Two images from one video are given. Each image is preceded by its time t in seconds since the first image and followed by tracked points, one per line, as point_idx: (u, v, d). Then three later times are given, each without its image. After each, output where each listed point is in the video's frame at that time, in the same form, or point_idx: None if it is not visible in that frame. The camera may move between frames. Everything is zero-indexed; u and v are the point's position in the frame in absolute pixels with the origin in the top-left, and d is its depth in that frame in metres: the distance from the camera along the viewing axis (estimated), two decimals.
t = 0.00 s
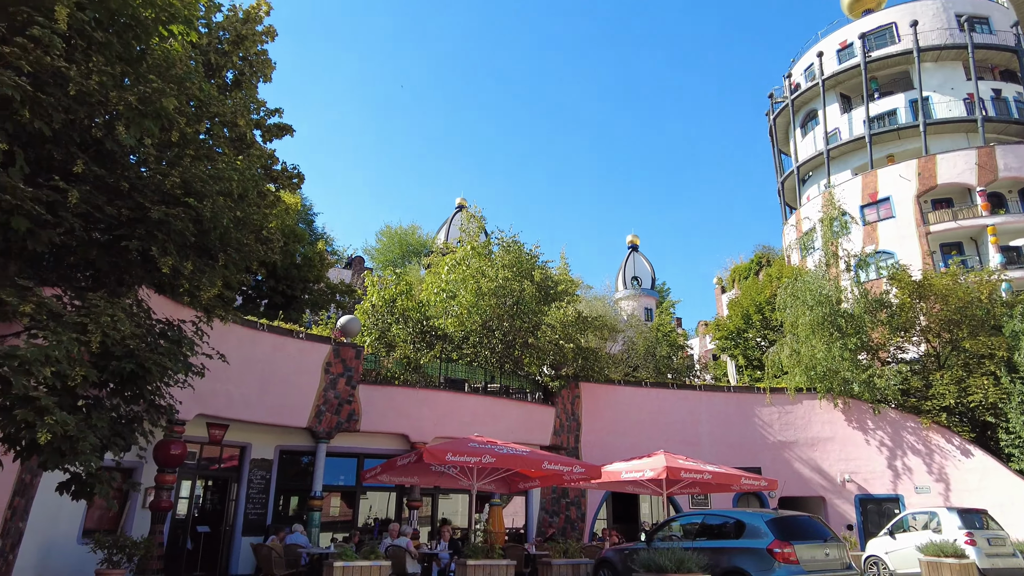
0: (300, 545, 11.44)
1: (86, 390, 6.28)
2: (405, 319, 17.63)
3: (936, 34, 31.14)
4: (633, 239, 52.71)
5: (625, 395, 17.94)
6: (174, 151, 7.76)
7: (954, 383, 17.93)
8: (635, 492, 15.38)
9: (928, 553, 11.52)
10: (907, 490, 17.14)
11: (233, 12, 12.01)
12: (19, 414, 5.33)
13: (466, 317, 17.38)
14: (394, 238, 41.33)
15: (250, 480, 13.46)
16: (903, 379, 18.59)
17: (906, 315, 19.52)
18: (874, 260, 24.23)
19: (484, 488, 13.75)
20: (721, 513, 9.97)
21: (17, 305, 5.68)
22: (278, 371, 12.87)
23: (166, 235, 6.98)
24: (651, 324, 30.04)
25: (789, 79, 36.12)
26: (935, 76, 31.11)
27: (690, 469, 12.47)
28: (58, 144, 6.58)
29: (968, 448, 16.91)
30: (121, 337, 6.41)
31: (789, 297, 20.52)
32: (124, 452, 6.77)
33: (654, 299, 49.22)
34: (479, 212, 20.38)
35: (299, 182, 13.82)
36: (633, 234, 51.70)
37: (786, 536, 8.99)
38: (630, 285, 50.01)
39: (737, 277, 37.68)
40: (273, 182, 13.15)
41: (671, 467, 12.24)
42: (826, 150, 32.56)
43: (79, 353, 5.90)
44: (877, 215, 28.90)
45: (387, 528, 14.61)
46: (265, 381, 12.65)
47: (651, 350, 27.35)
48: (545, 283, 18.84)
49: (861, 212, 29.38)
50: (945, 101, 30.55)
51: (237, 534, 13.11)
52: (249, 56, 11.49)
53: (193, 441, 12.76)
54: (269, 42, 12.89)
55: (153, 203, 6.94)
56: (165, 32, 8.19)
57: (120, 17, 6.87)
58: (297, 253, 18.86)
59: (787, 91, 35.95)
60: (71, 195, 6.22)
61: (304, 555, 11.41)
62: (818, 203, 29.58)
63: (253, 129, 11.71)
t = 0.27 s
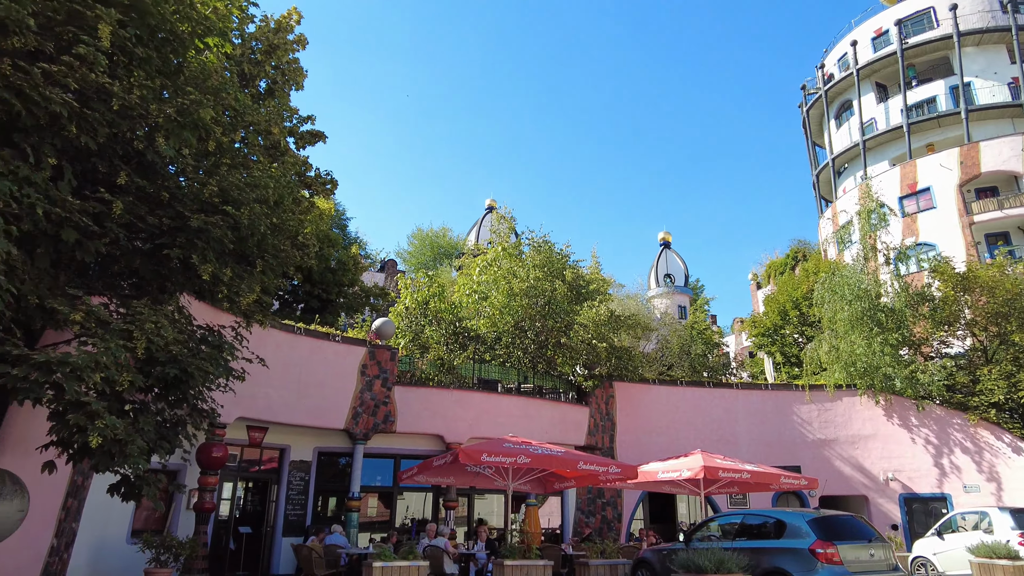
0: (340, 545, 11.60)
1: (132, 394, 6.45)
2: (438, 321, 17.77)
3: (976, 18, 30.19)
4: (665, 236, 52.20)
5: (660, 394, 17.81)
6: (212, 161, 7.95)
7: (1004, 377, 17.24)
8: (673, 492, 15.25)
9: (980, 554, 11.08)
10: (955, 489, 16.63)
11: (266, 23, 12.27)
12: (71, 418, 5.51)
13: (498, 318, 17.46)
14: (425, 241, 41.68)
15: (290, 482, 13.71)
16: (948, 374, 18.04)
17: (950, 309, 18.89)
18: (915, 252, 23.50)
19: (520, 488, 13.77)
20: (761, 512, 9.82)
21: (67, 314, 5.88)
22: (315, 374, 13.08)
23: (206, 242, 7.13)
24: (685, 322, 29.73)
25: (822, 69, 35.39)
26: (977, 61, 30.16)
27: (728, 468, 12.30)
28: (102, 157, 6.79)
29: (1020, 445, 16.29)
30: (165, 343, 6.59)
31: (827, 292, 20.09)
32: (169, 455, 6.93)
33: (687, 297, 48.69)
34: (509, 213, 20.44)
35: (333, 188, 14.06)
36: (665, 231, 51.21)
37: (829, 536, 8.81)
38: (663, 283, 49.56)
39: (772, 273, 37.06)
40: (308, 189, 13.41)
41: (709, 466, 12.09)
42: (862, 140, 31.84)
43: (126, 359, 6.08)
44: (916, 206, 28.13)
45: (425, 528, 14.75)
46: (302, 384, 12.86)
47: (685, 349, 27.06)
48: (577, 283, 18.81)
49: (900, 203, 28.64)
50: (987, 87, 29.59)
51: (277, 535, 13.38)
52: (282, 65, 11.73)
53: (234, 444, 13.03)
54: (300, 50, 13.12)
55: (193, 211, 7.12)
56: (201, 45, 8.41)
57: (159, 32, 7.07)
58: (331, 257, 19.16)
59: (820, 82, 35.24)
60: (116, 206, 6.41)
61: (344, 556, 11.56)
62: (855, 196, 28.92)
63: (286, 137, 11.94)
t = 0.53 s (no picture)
0: (376, 546, 11.71)
1: (175, 398, 6.61)
2: (469, 322, 17.85)
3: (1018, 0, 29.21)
4: (697, 233, 51.60)
5: (695, 392, 17.63)
6: (247, 169, 8.12)
7: None
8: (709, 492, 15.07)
9: None
10: (1005, 488, 16.11)
11: (296, 31, 12.48)
12: (119, 422, 5.67)
13: (529, 318, 17.47)
14: (455, 243, 41.92)
15: (327, 483, 13.92)
16: (995, 370, 17.40)
17: (995, 302, 18.34)
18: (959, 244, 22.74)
19: (554, 489, 13.76)
20: (800, 512, 9.65)
21: (112, 321, 6.07)
22: (350, 376, 13.25)
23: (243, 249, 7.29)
24: (718, 320, 29.37)
25: (856, 58, 34.62)
26: (1019, 45, 29.17)
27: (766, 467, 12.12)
28: (143, 168, 6.97)
29: None
30: (206, 348, 6.75)
31: (865, 286, 19.57)
32: (210, 457, 7.08)
33: (721, 294, 48.07)
34: (538, 213, 20.46)
35: (364, 193, 14.25)
36: (696, 227, 50.62)
37: (873, 536, 8.61)
38: (695, 280, 49.01)
39: (807, 268, 36.38)
40: (340, 194, 13.60)
41: (746, 465, 11.92)
42: (899, 130, 31.06)
43: (168, 364, 6.23)
44: (958, 196, 27.36)
45: (460, 529, 14.84)
46: (338, 386, 13.04)
47: (719, 347, 26.71)
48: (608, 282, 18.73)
49: (940, 194, 27.87)
50: None
51: (316, 536, 13.59)
52: (312, 72, 11.91)
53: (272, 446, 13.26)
54: (330, 57, 13.31)
55: (230, 219, 7.27)
56: (235, 56, 8.59)
57: (195, 45, 7.25)
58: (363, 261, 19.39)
59: (854, 72, 34.45)
60: (157, 216, 6.59)
61: (381, 556, 11.67)
62: (893, 187, 28.20)
63: (318, 143, 12.12)
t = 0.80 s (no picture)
0: (413, 547, 11.79)
1: (216, 403, 6.75)
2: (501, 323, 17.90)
3: None
4: (729, 229, 50.88)
5: (730, 391, 17.42)
6: (282, 176, 8.29)
7: None
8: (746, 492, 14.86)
9: None
10: None
11: (326, 39, 12.66)
12: (163, 427, 5.81)
13: (561, 318, 17.44)
14: (485, 244, 42.06)
15: (363, 484, 14.08)
16: None
17: None
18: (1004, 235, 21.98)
19: (589, 489, 13.70)
20: (842, 512, 9.45)
21: (155, 328, 6.22)
22: (384, 378, 13.41)
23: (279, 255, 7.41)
24: (753, 317, 28.94)
25: (891, 47, 33.79)
26: None
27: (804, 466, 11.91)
28: (181, 178, 7.15)
29: None
30: (245, 353, 6.88)
31: (904, 280, 18.96)
32: (251, 460, 7.20)
33: (755, 291, 47.29)
34: (567, 212, 20.43)
35: (395, 197, 14.42)
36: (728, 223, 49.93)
37: (919, 537, 8.39)
38: (729, 277, 48.34)
39: (844, 263, 35.63)
40: (371, 198, 13.79)
41: (784, 464, 11.73)
42: (938, 119, 30.22)
43: (210, 370, 6.37)
44: (1002, 185, 26.34)
45: (495, 529, 14.89)
46: (373, 388, 13.19)
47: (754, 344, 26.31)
48: (640, 280, 18.61)
49: (983, 183, 27.02)
50: None
51: (353, 537, 13.75)
52: (342, 79, 12.09)
53: (309, 448, 13.47)
54: (359, 63, 13.48)
55: (266, 226, 7.41)
56: (268, 66, 8.76)
57: (230, 56, 7.41)
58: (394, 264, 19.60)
59: (889, 61, 33.64)
60: (196, 224, 6.74)
61: (418, 557, 11.75)
62: (932, 178, 27.45)
63: (349, 148, 12.30)
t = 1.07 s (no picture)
0: (452, 548, 11.86)
1: (259, 407, 6.89)
2: (534, 323, 17.90)
3: None
4: (764, 224, 49.99)
5: (769, 389, 17.14)
6: (318, 183, 8.44)
7: None
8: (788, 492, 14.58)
9: None
10: None
11: (358, 46, 12.83)
12: (209, 431, 5.95)
13: (594, 318, 17.43)
14: (517, 245, 42.09)
15: (401, 485, 14.22)
16: None
17: None
18: None
19: (626, 490, 13.60)
20: (889, 513, 9.20)
21: (200, 334, 6.38)
22: (420, 380, 13.53)
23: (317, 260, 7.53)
24: (791, 314, 28.39)
25: (930, 33, 32.84)
26: None
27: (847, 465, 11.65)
28: (222, 187, 7.32)
29: None
30: (286, 357, 7.01)
31: (948, 274, 18.28)
32: (293, 463, 7.33)
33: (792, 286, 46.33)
34: (599, 211, 20.35)
35: (428, 201, 14.55)
36: (764, 218, 49.05)
37: (972, 539, 8.12)
38: (765, 273, 47.49)
39: (884, 256, 34.71)
40: (404, 202, 13.94)
41: (826, 463, 11.48)
42: (981, 106, 29.24)
43: (252, 375, 6.52)
44: None
45: (533, 530, 14.90)
46: (409, 390, 13.33)
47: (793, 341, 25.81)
48: (674, 278, 18.43)
49: None
50: None
51: (392, 537, 13.85)
52: (374, 85, 12.24)
53: (348, 449, 13.67)
54: (390, 69, 13.63)
55: (305, 232, 7.54)
56: (303, 75, 8.93)
57: (266, 66, 7.57)
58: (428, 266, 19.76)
59: (929, 47, 32.69)
60: (237, 232, 6.90)
61: (457, 557, 11.81)
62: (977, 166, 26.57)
63: (383, 154, 12.46)
